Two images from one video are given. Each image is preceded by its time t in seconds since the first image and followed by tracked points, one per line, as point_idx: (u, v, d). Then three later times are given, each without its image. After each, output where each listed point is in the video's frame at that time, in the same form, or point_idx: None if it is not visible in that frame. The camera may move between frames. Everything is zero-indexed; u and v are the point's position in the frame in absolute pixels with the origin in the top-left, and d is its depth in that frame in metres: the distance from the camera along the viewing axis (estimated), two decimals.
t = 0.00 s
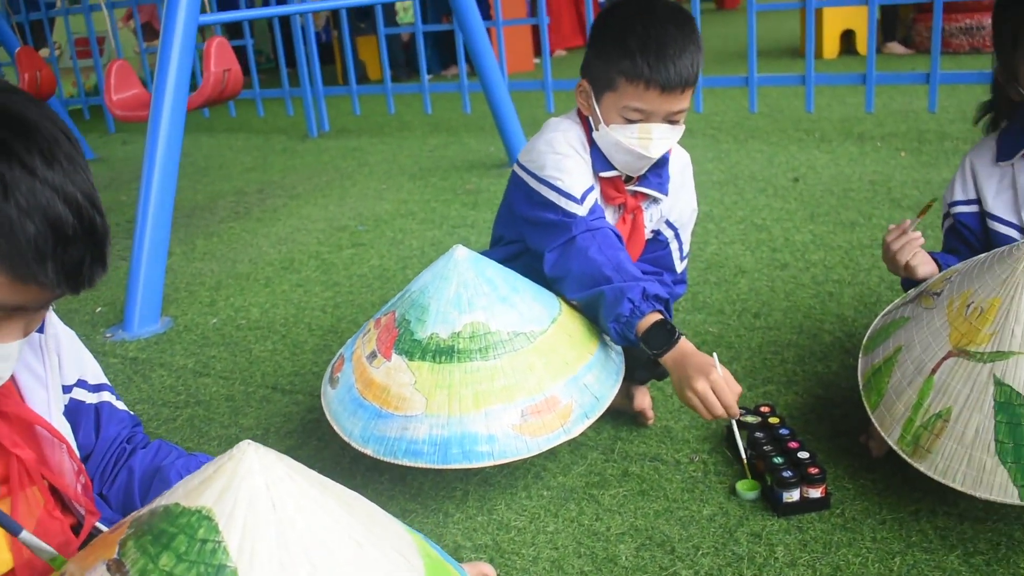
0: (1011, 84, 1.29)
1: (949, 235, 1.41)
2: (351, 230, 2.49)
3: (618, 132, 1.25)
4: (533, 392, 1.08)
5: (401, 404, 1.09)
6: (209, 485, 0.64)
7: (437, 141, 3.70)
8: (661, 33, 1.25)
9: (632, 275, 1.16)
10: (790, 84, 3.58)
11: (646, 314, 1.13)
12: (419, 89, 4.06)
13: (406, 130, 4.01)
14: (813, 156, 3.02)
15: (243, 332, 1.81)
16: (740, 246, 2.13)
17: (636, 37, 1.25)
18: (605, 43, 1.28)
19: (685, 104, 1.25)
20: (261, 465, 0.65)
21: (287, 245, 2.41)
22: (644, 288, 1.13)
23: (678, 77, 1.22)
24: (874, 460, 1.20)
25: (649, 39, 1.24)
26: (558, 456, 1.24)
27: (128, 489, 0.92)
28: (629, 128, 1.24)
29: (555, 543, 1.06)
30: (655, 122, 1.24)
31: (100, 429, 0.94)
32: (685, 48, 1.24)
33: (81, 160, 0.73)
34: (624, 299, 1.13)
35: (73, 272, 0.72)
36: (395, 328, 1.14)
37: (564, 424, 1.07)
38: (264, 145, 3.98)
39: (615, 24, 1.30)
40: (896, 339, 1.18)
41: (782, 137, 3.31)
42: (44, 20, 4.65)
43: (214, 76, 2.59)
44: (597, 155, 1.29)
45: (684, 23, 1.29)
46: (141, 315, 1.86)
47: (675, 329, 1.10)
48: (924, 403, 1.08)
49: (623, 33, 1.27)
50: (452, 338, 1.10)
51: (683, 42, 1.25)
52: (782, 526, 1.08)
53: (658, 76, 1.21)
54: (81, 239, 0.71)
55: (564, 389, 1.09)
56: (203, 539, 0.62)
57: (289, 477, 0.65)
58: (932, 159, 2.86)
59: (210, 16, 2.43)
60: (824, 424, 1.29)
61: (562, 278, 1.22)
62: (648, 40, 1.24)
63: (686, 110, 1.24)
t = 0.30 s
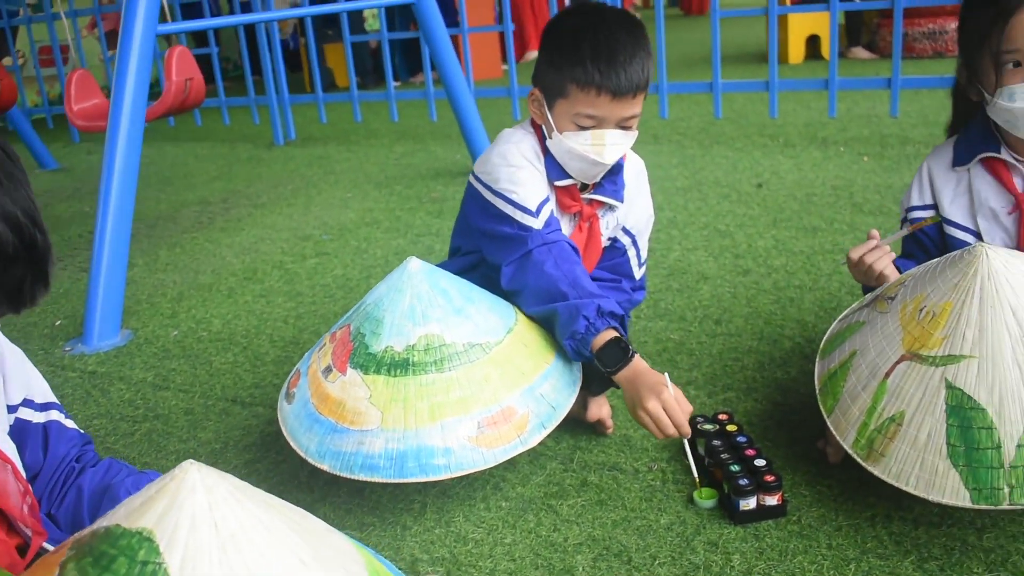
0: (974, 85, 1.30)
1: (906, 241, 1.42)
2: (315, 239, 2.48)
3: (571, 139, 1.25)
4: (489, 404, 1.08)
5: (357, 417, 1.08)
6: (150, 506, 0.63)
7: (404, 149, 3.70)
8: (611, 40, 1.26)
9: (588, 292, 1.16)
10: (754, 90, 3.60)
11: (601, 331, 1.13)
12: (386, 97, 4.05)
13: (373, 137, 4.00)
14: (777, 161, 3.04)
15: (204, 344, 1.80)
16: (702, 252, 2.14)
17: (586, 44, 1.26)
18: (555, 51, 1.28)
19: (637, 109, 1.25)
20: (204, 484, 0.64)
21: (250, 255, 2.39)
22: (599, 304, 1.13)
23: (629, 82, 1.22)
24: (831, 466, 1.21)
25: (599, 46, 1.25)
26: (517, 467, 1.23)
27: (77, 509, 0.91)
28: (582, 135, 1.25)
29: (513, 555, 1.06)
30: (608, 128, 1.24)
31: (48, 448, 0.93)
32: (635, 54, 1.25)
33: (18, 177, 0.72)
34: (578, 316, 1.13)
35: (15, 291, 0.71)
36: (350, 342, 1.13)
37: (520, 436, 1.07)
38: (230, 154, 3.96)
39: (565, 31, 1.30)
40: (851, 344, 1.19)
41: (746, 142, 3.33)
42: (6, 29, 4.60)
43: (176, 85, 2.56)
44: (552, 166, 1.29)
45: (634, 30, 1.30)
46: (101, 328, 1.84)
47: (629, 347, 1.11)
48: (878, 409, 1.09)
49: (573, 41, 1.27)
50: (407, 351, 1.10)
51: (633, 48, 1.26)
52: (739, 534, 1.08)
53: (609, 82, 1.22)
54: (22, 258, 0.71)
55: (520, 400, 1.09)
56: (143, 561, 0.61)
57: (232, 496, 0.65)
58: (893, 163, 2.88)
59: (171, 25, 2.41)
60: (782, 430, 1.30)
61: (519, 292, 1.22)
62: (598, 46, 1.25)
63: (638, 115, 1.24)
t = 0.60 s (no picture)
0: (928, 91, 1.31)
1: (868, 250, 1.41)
2: (283, 250, 2.47)
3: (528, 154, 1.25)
4: (448, 419, 1.08)
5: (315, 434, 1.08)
6: (95, 529, 0.63)
7: (374, 158, 3.69)
8: (566, 54, 1.26)
9: (547, 305, 1.16)
10: (722, 98, 3.62)
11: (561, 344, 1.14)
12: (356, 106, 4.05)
13: (343, 146, 4.00)
14: (745, 168, 3.05)
15: (168, 357, 1.79)
16: (669, 261, 2.14)
17: (540, 59, 1.26)
18: (510, 66, 1.28)
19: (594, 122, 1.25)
20: (150, 507, 0.63)
21: (217, 266, 2.38)
22: (559, 317, 1.14)
23: (585, 97, 1.23)
24: (792, 475, 1.21)
25: (554, 60, 1.25)
26: (479, 479, 1.23)
27: (30, 528, 0.90)
28: (539, 150, 1.25)
29: (473, 568, 1.06)
30: (565, 143, 1.25)
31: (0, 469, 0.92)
32: (590, 68, 1.25)
33: None
34: (538, 330, 1.13)
35: None
36: (308, 358, 1.13)
37: (479, 450, 1.07)
38: (199, 164, 3.94)
39: (519, 46, 1.30)
40: (810, 353, 1.19)
41: (715, 150, 3.35)
42: None
43: (141, 96, 2.55)
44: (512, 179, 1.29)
45: (589, 44, 1.30)
46: (64, 342, 1.82)
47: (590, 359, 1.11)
48: (836, 419, 1.09)
49: (528, 56, 1.27)
50: (365, 367, 1.09)
51: (588, 63, 1.26)
52: (699, 545, 1.08)
53: (565, 98, 1.22)
54: None
55: (479, 414, 1.09)
56: None
57: (180, 518, 0.64)
58: (859, 170, 2.90)
59: (137, 34, 2.39)
60: (745, 440, 1.30)
61: (479, 307, 1.22)
62: (552, 61, 1.25)
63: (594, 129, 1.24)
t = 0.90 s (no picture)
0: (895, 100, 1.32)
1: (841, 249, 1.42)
2: (263, 258, 2.46)
3: (497, 154, 1.25)
4: (422, 431, 1.08)
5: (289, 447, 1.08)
6: (61, 544, 0.64)
7: (355, 165, 3.69)
8: (531, 55, 1.26)
9: (512, 298, 1.18)
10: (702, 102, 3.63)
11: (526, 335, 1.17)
12: (336, 113, 4.04)
13: (324, 153, 3.99)
14: (725, 173, 3.06)
15: (146, 367, 1.78)
16: (648, 266, 2.15)
17: (506, 60, 1.26)
18: (476, 68, 1.29)
19: (562, 122, 1.25)
20: (116, 520, 0.65)
21: (196, 275, 2.37)
22: (522, 309, 1.17)
23: (551, 97, 1.23)
24: (769, 480, 1.22)
25: (519, 62, 1.25)
26: (457, 488, 1.23)
27: None
28: (507, 150, 1.25)
29: None
30: (534, 142, 1.25)
31: None
32: (555, 68, 1.25)
33: None
34: (503, 323, 1.16)
35: None
36: (281, 370, 1.13)
37: (454, 462, 1.07)
38: (179, 172, 3.92)
39: (486, 48, 1.31)
40: (785, 356, 1.20)
41: (695, 155, 3.36)
42: None
43: (118, 104, 2.54)
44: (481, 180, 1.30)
45: (554, 45, 1.31)
46: (41, 353, 1.81)
47: (541, 349, 1.13)
48: (811, 419, 1.10)
49: (494, 57, 1.28)
50: (339, 379, 1.09)
51: (554, 62, 1.27)
52: (676, 551, 1.08)
53: (531, 98, 1.23)
54: None
55: (453, 425, 1.09)
56: None
57: (147, 531, 0.66)
58: (839, 174, 2.91)
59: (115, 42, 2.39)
60: (722, 446, 1.31)
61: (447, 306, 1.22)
62: (518, 63, 1.25)
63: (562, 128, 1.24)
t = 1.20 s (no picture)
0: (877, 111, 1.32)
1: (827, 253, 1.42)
2: (255, 262, 2.46)
3: (468, 130, 1.29)
4: (409, 432, 1.08)
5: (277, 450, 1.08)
6: (44, 549, 0.66)
7: (348, 168, 3.69)
8: (496, 31, 1.32)
9: (441, 238, 1.21)
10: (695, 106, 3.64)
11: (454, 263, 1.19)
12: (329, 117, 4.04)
13: (317, 156, 3.99)
14: (718, 176, 3.07)
15: (138, 372, 1.78)
16: (640, 269, 2.15)
17: (472, 38, 1.32)
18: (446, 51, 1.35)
19: (528, 95, 1.30)
20: (98, 525, 0.66)
21: (187, 279, 2.37)
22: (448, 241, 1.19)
23: (513, 65, 1.28)
24: (758, 485, 1.22)
25: (485, 38, 1.31)
26: (447, 492, 1.23)
27: None
28: (479, 125, 1.29)
29: None
30: (506, 117, 1.29)
31: None
32: (518, 40, 1.31)
33: None
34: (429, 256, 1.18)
35: None
36: (269, 373, 1.13)
37: (442, 463, 1.07)
38: (172, 175, 3.92)
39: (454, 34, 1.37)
40: (774, 363, 1.20)
41: (688, 158, 3.36)
42: None
43: (110, 108, 2.54)
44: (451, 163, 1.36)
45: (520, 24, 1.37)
46: (31, 358, 1.81)
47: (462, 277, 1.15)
48: (800, 428, 1.10)
49: (460, 37, 1.33)
50: (325, 381, 1.09)
51: (518, 36, 1.32)
52: (665, 556, 1.08)
53: (495, 67, 1.28)
54: None
55: (440, 426, 1.09)
56: None
57: (129, 536, 0.67)
58: (831, 177, 2.92)
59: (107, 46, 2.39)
60: (711, 450, 1.31)
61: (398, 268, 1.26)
62: (483, 38, 1.31)
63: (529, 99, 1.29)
